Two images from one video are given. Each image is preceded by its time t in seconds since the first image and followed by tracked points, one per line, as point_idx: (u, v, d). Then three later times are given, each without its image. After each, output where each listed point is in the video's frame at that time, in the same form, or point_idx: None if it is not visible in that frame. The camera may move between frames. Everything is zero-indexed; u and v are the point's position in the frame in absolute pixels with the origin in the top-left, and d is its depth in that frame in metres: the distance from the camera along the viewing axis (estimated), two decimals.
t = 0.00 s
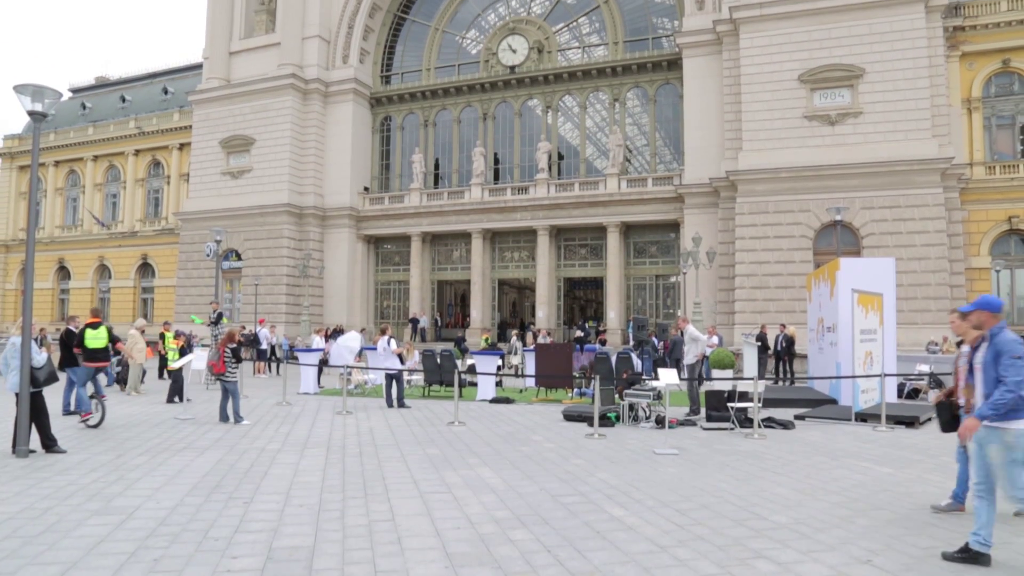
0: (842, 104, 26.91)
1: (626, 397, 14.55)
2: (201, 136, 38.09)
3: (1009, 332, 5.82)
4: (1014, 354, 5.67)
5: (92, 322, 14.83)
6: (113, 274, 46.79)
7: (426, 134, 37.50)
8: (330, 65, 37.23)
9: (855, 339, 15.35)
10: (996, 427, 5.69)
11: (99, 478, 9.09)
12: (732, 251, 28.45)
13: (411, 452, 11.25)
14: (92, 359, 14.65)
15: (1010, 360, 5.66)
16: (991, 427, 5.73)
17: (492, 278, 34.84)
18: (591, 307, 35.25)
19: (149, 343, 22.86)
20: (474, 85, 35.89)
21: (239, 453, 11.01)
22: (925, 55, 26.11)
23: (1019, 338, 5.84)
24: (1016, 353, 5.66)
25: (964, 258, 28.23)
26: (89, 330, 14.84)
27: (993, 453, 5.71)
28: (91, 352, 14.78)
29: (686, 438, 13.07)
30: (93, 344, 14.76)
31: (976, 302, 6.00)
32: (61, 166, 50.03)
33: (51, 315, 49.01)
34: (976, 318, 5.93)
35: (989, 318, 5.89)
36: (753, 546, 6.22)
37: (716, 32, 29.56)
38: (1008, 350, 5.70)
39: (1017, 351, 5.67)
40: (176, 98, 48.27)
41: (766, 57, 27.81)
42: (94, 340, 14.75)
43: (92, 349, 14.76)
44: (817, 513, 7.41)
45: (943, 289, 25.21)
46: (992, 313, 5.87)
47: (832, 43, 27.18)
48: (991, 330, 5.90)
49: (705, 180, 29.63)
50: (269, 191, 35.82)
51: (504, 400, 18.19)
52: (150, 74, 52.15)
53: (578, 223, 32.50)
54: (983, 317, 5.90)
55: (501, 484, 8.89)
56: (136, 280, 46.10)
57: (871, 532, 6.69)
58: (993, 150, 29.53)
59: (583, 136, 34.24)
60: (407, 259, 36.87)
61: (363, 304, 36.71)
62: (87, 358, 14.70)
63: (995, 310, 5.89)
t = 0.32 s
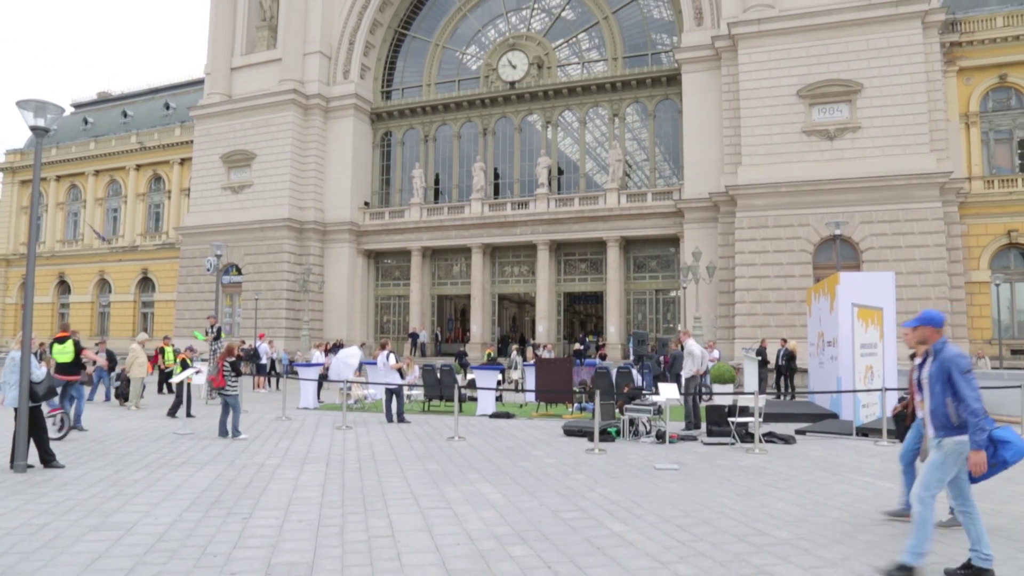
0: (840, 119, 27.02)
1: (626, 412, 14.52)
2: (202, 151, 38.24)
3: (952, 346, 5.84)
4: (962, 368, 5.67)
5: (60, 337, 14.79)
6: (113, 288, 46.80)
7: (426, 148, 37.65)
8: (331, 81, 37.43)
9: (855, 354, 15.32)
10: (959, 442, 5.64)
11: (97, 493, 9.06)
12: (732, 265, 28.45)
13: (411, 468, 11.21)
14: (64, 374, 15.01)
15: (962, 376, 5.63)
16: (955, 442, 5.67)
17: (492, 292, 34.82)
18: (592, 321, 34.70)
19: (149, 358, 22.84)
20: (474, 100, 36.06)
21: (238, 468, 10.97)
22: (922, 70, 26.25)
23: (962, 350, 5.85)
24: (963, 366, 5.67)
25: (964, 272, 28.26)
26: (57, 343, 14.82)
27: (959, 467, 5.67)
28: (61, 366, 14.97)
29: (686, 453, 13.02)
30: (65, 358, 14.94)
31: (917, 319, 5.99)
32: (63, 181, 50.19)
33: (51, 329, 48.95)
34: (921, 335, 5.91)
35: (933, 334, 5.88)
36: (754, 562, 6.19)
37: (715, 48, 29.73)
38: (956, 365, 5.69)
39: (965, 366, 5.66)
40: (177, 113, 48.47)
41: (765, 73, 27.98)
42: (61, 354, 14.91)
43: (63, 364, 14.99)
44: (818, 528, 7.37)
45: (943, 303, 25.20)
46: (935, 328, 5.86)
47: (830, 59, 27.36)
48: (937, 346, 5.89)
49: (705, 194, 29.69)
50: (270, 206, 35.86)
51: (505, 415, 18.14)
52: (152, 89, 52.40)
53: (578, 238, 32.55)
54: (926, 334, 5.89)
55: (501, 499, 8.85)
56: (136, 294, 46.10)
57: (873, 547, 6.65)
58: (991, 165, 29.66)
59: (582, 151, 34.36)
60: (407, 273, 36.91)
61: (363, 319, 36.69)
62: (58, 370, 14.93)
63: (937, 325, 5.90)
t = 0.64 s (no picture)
0: (839, 136, 27.14)
1: (626, 430, 14.47)
2: (203, 168, 38.38)
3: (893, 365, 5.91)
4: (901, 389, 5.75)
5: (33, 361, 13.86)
6: (113, 305, 46.79)
7: (427, 166, 37.81)
8: (333, 98, 37.66)
9: (855, 370, 15.21)
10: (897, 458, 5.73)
11: (95, 511, 9.01)
12: (732, 282, 28.45)
13: (411, 486, 11.15)
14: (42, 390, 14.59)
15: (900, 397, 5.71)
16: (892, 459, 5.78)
17: (492, 309, 34.80)
18: (592, 339, 35.04)
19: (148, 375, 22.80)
20: (474, 118, 36.26)
21: (237, 486, 10.91)
22: (920, 87, 26.39)
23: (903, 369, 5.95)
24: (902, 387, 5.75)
25: (964, 288, 28.27)
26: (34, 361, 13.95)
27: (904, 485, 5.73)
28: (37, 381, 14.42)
29: (687, 470, 12.97)
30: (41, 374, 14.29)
31: (860, 338, 6.06)
32: (65, 198, 50.35)
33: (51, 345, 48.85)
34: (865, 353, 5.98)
35: (876, 351, 5.96)
36: None
37: (714, 65, 29.91)
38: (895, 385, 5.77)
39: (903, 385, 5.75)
40: (179, 130, 48.73)
41: (763, 90, 28.16)
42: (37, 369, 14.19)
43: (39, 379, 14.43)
44: (820, 547, 7.32)
45: (943, 319, 25.18)
46: (878, 346, 5.94)
47: (828, 77, 27.55)
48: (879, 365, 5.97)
49: (704, 211, 29.79)
50: (271, 223, 35.93)
51: (505, 433, 18.09)
52: (154, 107, 52.68)
53: (578, 255, 32.60)
54: (871, 351, 5.96)
55: (501, 517, 8.80)
56: (136, 310, 46.10)
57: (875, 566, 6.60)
58: (989, 181, 29.78)
59: (582, 168, 34.49)
60: (407, 290, 36.93)
61: (363, 336, 36.65)
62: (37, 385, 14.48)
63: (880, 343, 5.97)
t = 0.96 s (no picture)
0: (837, 155, 27.27)
1: (627, 449, 14.41)
2: (204, 188, 38.51)
3: (851, 381, 6.01)
4: (851, 402, 5.87)
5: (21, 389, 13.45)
6: (113, 324, 46.74)
7: (427, 185, 37.96)
8: (334, 118, 37.87)
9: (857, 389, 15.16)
10: (837, 471, 5.89)
11: (93, 531, 8.95)
12: (732, 301, 28.44)
13: (410, 506, 11.08)
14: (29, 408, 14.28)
15: (846, 408, 5.87)
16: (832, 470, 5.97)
17: (492, 328, 34.77)
18: (592, 357, 35.03)
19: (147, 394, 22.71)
20: (474, 138, 36.48)
21: (235, 507, 10.85)
22: (917, 107, 26.57)
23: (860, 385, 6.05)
24: (852, 401, 5.86)
25: (964, 307, 28.26)
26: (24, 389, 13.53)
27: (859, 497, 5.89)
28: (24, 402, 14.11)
29: (689, 490, 12.89)
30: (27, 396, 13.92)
31: (819, 350, 6.19)
32: (66, 217, 50.50)
33: (50, 364, 48.70)
34: (823, 365, 6.08)
35: (835, 364, 6.06)
36: None
37: (713, 86, 30.13)
38: (845, 398, 5.90)
39: (853, 400, 5.87)
40: (181, 150, 49.00)
41: (762, 110, 28.34)
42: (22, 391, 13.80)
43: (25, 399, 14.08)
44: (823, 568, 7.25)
45: (944, 338, 25.14)
46: (838, 359, 6.03)
47: (826, 96, 27.75)
48: (836, 378, 6.08)
49: (704, 230, 29.87)
50: (271, 242, 35.98)
51: (505, 453, 18.00)
52: (156, 127, 52.92)
53: (578, 274, 32.64)
54: (829, 363, 6.06)
55: (502, 538, 8.73)
56: (136, 329, 46.07)
57: None
58: (988, 200, 29.87)
59: (581, 188, 34.62)
60: (407, 309, 36.94)
61: (363, 355, 36.61)
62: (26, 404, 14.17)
63: (839, 356, 6.07)
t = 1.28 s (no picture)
0: (836, 176, 27.39)
1: (628, 470, 14.34)
2: (205, 208, 38.62)
3: (794, 401, 6.04)
4: (791, 421, 5.93)
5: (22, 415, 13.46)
6: (113, 344, 46.69)
7: (427, 206, 38.11)
8: (335, 139, 38.06)
9: (859, 409, 15.14)
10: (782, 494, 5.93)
11: (89, 554, 8.88)
12: (732, 321, 28.43)
13: (410, 528, 11.01)
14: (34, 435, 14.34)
15: (787, 429, 5.92)
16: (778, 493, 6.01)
17: (492, 349, 34.72)
18: (592, 377, 34.65)
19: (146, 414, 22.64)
20: (475, 159, 36.67)
21: (233, 528, 10.78)
22: (915, 127, 26.73)
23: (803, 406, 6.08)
24: (792, 421, 5.92)
25: (965, 326, 28.22)
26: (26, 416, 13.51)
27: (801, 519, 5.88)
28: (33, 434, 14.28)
29: (690, 512, 12.81)
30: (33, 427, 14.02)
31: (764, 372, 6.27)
32: (67, 236, 50.68)
33: (49, 384, 48.52)
34: (767, 388, 6.08)
35: (780, 386, 6.05)
36: None
37: (711, 107, 30.33)
38: (786, 420, 5.95)
39: (794, 420, 5.93)
40: (182, 171, 49.22)
41: (761, 130, 28.51)
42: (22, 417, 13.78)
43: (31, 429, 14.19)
44: None
45: (944, 357, 25.10)
46: (782, 381, 6.01)
47: (823, 117, 27.93)
48: (780, 400, 6.09)
49: (703, 251, 29.93)
50: (271, 262, 36.03)
51: (505, 474, 17.91)
52: (158, 148, 53.22)
53: (578, 295, 32.65)
54: (774, 385, 6.05)
55: (501, 560, 8.67)
56: (135, 349, 46.01)
57: None
58: (986, 220, 29.98)
59: (581, 208, 34.72)
60: (407, 330, 36.94)
61: (363, 376, 36.53)
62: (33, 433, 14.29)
63: (785, 378, 6.05)
